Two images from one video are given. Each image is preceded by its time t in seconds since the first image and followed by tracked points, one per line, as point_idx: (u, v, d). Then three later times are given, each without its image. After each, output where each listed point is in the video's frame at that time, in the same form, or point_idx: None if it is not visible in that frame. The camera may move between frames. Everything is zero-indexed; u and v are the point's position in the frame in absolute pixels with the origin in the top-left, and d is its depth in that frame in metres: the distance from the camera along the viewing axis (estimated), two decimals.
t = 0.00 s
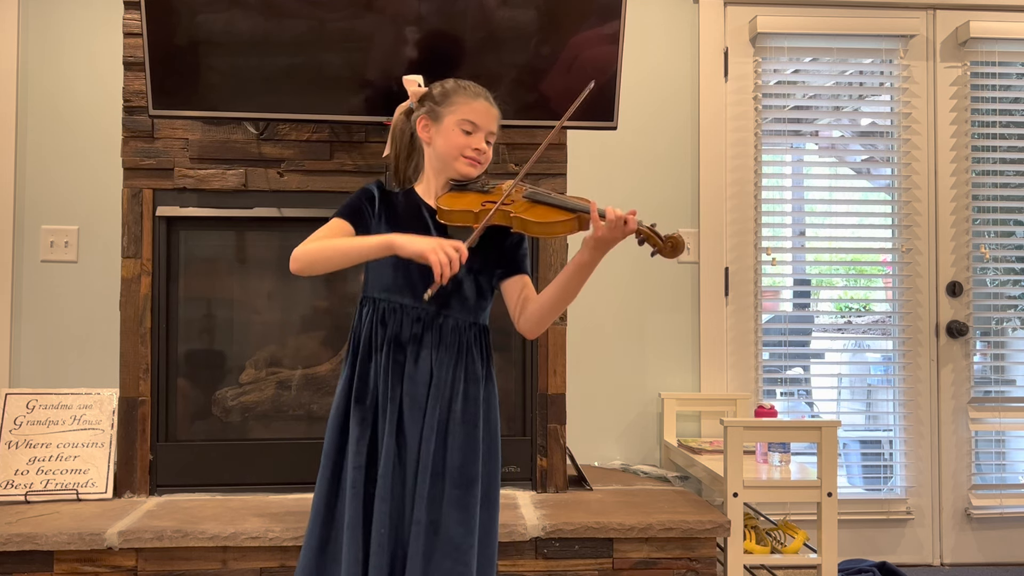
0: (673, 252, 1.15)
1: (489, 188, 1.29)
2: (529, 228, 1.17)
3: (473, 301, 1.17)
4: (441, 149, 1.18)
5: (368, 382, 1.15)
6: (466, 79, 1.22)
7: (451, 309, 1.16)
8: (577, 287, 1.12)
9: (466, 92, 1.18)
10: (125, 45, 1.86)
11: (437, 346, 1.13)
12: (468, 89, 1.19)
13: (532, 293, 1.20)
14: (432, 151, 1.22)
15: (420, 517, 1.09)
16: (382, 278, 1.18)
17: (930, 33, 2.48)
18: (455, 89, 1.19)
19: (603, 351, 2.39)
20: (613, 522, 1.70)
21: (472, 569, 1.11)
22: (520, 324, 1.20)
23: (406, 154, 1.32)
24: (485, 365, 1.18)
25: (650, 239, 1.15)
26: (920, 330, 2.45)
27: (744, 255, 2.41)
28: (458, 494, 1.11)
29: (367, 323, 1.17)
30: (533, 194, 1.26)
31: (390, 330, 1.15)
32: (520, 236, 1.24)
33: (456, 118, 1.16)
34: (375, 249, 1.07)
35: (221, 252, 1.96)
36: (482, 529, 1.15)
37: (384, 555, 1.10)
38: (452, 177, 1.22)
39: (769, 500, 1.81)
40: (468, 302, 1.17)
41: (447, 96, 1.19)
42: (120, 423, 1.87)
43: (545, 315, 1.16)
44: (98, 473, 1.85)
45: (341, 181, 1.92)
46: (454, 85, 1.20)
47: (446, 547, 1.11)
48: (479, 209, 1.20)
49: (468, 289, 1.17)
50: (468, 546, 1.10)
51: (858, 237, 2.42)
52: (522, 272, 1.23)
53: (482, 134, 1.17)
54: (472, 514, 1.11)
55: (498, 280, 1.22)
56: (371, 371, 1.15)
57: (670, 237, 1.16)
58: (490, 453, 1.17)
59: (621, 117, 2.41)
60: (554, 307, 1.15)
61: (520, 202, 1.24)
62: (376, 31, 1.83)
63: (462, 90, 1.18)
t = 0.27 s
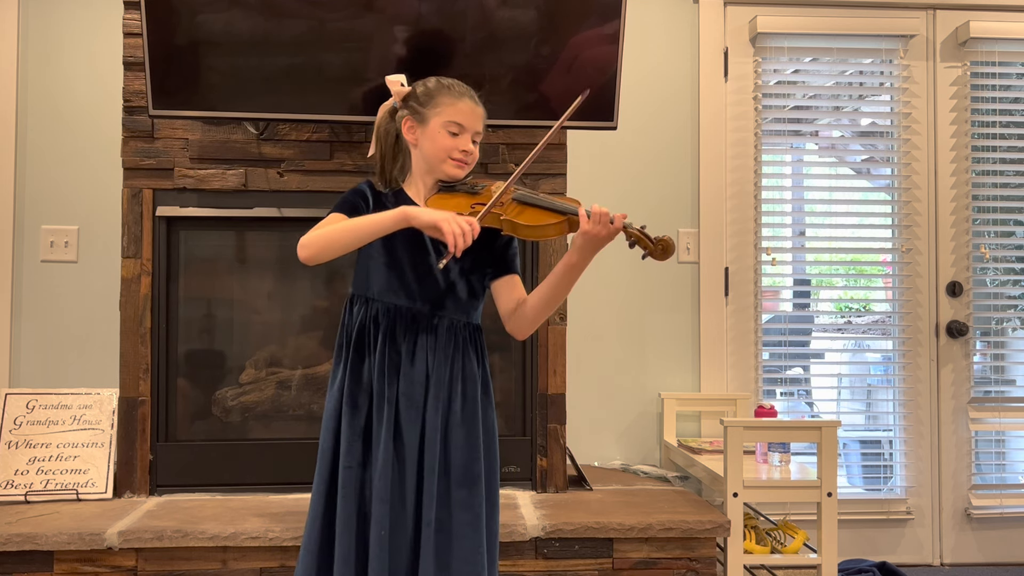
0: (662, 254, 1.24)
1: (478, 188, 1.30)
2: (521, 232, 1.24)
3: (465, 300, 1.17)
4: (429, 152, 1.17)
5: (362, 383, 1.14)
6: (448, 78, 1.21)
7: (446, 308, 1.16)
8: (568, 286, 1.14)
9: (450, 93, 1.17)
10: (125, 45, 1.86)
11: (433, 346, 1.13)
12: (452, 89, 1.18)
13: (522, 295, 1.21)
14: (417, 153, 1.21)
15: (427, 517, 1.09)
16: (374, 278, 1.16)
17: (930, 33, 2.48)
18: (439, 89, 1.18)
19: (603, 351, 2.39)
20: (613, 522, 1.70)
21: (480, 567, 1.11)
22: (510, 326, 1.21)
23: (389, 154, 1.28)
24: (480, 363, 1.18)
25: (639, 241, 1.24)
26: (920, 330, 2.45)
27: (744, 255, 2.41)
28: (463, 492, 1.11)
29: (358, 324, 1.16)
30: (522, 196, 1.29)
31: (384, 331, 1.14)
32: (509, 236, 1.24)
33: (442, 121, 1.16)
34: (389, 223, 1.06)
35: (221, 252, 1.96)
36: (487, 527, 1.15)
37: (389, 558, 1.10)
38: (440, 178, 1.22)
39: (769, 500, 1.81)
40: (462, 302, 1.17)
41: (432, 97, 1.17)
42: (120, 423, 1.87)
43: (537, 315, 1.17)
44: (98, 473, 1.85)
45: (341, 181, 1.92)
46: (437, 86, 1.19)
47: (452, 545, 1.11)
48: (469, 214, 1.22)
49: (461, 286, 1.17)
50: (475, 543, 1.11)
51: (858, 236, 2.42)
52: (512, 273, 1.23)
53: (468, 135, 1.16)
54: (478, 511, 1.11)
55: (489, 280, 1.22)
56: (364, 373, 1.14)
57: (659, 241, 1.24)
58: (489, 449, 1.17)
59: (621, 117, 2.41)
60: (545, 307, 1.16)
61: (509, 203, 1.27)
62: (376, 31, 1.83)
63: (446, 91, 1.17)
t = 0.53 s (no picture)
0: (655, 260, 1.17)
1: (469, 189, 1.32)
2: (512, 233, 1.21)
3: (460, 297, 1.17)
4: (419, 150, 1.16)
5: (355, 382, 1.13)
6: (434, 75, 1.20)
7: (441, 308, 1.15)
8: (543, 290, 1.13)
9: (438, 90, 1.16)
10: (125, 45, 1.86)
11: (428, 345, 1.13)
12: (440, 86, 1.17)
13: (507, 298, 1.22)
14: (407, 153, 1.20)
15: (422, 517, 1.08)
16: (370, 278, 1.15)
17: (930, 33, 2.48)
18: (426, 87, 1.17)
19: (603, 351, 2.39)
20: (613, 522, 1.70)
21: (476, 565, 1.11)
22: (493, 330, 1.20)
23: (378, 155, 1.27)
24: (476, 362, 1.18)
25: (632, 247, 1.19)
26: (920, 331, 2.45)
27: (744, 255, 2.40)
28: (459, 491, 1.11)
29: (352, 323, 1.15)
30: (515, 198, 1.27)
31: (378, 329, 1.13)
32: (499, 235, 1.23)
33: (431, 118, 1.14)
34: (396, 211, 1.06)
35: (221, 252, 1.96)
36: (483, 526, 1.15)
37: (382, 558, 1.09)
38: (431, 177, 1.20)
39: (769, 500, 1.81)
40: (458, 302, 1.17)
41: (420, 95, 1.17)
42: (120, 423, 1.87)
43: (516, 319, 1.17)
44: (98, 473, 1.85)
45: (341, 180, 1.92)
46: (423, 84, 1.18)
47: (449, 543, 1.11)
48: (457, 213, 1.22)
49: (456, 284, 1.17)
50: (472, 541, 1.11)
51: (858, 236, 2.42)
52: (505, 273, 1.23)
53: (458, 131, 1.15)
54: (475, 510, 1.11)
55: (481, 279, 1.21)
56: (358, 372, 1.13)
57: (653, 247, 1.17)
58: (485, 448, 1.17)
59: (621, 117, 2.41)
60: (524, 312, 1.16)
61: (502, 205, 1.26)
62: (376, 31, 1.83)
63: (434, 88, 1.17)
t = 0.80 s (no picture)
0: (643, 285, 1.32)
1: (461, 201, 1.32)
2: (504, 252, 1.27)
3: (449, 303, 1.17)
4: (412, 159, 1.16)
5: (346, 390, 1.12)
6: (432, 82, 1.20)
7: (431, 314, 1.15)
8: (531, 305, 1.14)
9: (435, 101, 1.15)
10: (125, 45, 1.86)
11: (419, 352, 1.12)
12: (436, 96, 1.16)
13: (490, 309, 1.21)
14: (401, 159, 1.20)
15: (420, 522, 1.09)
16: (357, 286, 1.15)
17: (930, 33, 2.48)
18: (423, 96, 1.17)
19: (603, 351, 2.39)
20: (613, 522, 1.70)
21: (476, 566, 1.12)
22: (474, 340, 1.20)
23: (372, 155, 1.27)
24: (467, 366, 1.18)
25: (621, 271, 1.33)
26: (920, 331, 2.45)
27: (744, 255, 2.40)
28: (455, 495, 1.12)
29: (342, 331, 1.15)
30: (506, 216, 1.32)
31: (368, 337, 1.12)
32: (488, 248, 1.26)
33: (426, 129, 1.14)
34: (340, 262, 1.05)
35: (221, 252, 1.96)
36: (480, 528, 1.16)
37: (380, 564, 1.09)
38: (423, 186, 1.21)
39: (769, 500, 1.81)
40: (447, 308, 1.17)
41: (416, 104, 1.16)
42: (120, 423, 1.87)
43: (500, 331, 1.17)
44: (98, 473, 1.85)
45: (341, 181, 1.92)
46: (421, 92, 1.17)
47: (448, 546, 1.12)
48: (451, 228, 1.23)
49: (444, 291, 1.17)
50: (470, 544, 1.12)
51: (858, 236, 2.42)
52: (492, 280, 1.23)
53: (452, 144, 1.15)
54: (472, 513, 1.12)
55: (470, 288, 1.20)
56: (348, 381, 1.13)
57: (641, 272, 1.32)
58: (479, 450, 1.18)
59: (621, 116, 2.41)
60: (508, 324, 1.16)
61: (492, 221, 1.29)
62: (376, 31, 1.83)
63: (430, 98, 1.16)
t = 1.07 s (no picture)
0: (636, 257, 1.28)
1: (450, 192, 1.33)
2: (495, 238, 1.30)
3: (439, 301, 1.17)
4: (401, 155, 1.16)
5: (333, 387, 1.12)
6: (417, 79, 1.20)
7: (419, 312, 1.14)
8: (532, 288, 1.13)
9: (421, 96, 1.15)
10: (125, 44, 1.86)
11: (406, 350, 1.12)
12: (423, 92, 1.16)
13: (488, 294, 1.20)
14: (389, 157, 1.19)
15: (403, 522, 1.08)
16: (347, 283, 1.15)
17: (930, 33, 2.48)
18: (409, 92, 1.17)
19: (603, 351, 2.39)
20: (613, 522, 1.70)
21: (459, 568, 1.11)
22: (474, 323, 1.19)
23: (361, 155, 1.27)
24: (456, 365, 1.18)
25: (613, 245, 1.29)
26: (920, 330, 2.45)
27: (744, 255, 2.41)
28: (440, 495, 1.11)
29: (330, 328, 1.14)
30: (495, 202, 1.34)
31: (356, 335, 1.12)
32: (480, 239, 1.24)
33: (414, 125, 1.14)
34: (346, 230, 1.06)
35: (220, 252, 1.96)
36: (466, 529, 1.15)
37: (362, 563, 1.09)
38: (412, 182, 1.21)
39: (769, 500, 1.81)
40: (437, 305, 1.16)
41: (403, 100, 1.16)
42: (120, 423, 1.87)
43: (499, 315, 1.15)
44: (98, 473, 1.85)
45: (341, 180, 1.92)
46: (408, 89, 1.17)
47: (431, 547, 1.11)
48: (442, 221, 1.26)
49: (434, 289, 1.17)
50: (454, 545, 1.11)
51: (858, 236, 2.42)
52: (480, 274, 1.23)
53: (440, 139, 1.15)
54: (456, 514, 1.11)
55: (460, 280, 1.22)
56: (335, 378, 1.12)
57: (634, 244, 1.28)
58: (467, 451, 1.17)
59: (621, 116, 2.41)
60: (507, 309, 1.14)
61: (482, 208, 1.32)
62: (376, 31, 1.83)
63: (417, 94, 1.16)
